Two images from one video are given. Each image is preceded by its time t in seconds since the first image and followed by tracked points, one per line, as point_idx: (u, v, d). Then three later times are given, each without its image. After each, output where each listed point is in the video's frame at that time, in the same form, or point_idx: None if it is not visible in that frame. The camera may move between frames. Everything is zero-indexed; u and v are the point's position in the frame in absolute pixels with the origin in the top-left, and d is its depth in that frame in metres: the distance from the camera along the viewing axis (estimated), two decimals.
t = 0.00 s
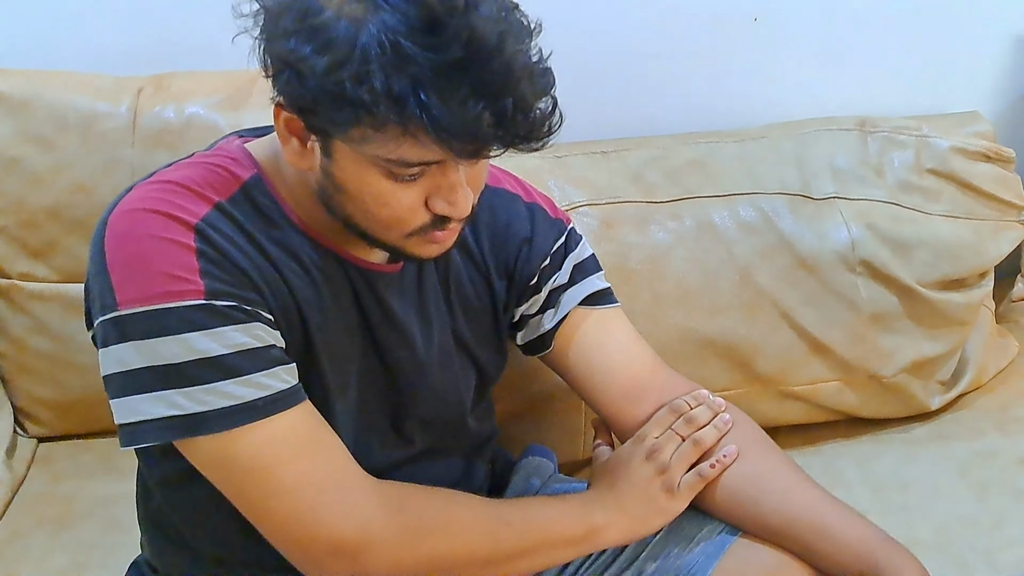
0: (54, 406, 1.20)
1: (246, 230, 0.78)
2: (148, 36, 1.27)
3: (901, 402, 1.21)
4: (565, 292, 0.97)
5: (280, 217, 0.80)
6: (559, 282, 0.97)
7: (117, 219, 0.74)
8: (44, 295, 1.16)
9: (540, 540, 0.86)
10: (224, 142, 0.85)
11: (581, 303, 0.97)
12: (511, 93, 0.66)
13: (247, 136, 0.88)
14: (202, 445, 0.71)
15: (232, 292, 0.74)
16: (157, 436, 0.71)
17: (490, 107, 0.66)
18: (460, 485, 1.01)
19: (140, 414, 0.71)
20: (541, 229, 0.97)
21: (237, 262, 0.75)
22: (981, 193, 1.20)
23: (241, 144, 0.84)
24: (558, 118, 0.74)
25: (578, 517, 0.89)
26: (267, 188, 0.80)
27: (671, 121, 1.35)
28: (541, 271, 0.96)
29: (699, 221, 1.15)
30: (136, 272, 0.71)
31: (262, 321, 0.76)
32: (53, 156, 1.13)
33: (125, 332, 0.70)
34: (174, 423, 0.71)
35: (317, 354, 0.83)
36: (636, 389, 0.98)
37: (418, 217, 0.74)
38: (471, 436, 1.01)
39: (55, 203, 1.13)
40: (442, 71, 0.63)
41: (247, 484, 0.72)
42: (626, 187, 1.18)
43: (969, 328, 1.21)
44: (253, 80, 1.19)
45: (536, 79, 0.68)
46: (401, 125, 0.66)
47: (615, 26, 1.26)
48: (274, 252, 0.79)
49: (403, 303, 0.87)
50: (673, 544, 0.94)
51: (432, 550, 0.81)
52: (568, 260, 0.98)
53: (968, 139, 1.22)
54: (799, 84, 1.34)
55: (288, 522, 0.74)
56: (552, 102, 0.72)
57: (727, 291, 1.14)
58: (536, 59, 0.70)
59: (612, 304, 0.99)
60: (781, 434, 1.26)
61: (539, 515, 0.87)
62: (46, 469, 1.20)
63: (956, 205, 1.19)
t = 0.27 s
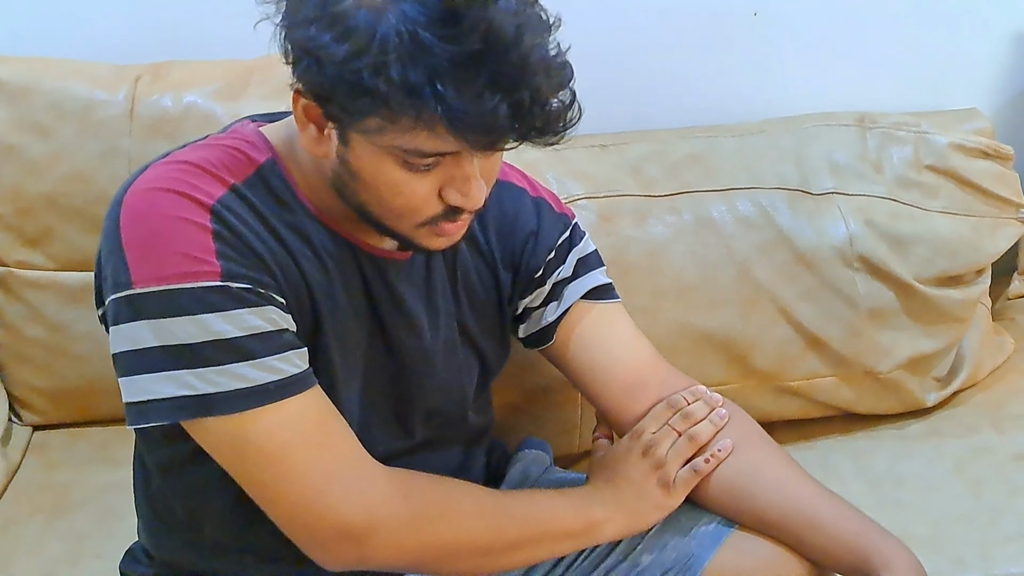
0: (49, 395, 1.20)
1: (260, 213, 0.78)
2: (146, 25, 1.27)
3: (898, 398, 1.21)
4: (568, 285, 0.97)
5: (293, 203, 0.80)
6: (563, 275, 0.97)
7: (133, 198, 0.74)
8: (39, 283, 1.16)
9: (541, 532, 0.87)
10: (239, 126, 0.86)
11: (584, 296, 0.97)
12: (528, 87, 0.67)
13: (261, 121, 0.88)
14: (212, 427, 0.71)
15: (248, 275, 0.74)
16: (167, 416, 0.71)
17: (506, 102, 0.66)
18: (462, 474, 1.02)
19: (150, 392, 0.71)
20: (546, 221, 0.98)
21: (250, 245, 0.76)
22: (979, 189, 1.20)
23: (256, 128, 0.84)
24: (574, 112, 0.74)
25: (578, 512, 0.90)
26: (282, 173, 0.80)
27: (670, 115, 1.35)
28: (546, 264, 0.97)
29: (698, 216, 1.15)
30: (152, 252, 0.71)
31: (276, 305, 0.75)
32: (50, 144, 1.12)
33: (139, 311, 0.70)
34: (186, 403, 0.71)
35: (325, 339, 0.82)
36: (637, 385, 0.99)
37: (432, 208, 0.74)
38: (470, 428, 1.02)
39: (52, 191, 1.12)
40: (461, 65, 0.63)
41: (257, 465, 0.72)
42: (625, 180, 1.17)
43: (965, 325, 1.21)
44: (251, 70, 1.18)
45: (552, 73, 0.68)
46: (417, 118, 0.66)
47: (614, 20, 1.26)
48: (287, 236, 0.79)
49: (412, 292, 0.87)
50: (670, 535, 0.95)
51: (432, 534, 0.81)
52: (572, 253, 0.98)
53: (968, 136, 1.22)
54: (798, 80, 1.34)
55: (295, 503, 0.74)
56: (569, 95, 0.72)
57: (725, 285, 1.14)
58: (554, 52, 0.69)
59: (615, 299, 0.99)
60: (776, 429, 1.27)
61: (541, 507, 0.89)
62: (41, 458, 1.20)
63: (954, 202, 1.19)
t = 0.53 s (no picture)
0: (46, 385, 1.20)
1: (274, 198, 0.79)
2: (146, 17, 1.27)
3: (894, 393, 1.21)
4: (568, 282, 0.98)
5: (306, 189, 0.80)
6: (564, 272, 0.98)
7: (147, 179, 0.75)
8: (37, 273, 1.16)
9: (535, 522, 0.88)
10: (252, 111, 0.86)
11: (582, 294, 0.98)
12: (554, 88, 0.67)
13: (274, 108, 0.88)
14: (221, 407, 0.72)
15: (262, 259, 0.74)
16: (177, 395, 0.72)
17: (533, 100, 0.66)
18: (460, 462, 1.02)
19: (158, 370, 0.72)
20: (550, 219, 0.99)
21: (263, 228, 0.76)
22: (978, 185, 1.20)
23: (270, 114, 0.84)
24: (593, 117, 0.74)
25: (570, 502, 0.91)
26: (296, 158, 0.80)
27: (669, 110, 1.34)
28: (549, 261, 0.97)
29: (695, 210, 1.15)
30: (167, 232, 0.72)
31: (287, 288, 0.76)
32: (48, 134, 1.12)
33: (149, 291, 0.71)
34: (193, 383, 0.71)
35: (332, 325, 0.82)
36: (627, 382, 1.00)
37: (449, 201, 0.74)
38: (467, 420, 1.02)
39: (49, 181, 1.13)
40: (491, 61, 0.64)
41: (263, 448, 0.73)
42: (623, 174, 1.17)
43: (963, 321, 1.21)
44: (249, 62, 1.18)
45: (576, 75, 0.68)
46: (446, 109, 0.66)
47: (614, 14, 1.26)
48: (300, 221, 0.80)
49: (419, 282, 0.88)
50: (664, 526, 0.95)
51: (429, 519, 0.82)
52: (573, 251, 0.99)
53: (967, 132, 1.22)
54: (798, 75, 1.33)
55: (299, 487, 0.75)
56: (589, 100, 0.72)
57: (722, 280, 1.14)
58: (578, 54, 0.69)
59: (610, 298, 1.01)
60: (772, 423, 1.27)
61: (539, 497, 0.89)
62: (37, 448, 1.20)
63: (953, 198, 1.18)
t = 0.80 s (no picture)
0: None
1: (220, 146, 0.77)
2: None
3: (840, 344, 1.23)
4: (522, 239, 0.98)
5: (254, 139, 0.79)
6: (518, 230, 0.98)
7: (88, 124, 0.73)
8: None
9: (488, 473, 0.89)
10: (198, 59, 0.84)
11: (537, 251, 0.99)
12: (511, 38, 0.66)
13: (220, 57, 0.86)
14: (169, 357, 0.71)
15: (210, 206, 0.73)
16: (123, 344, 0.70)
17: (489, 49, 0.65)
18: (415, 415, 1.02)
19: (103, 321, 0.70)
20: (504, 176, 0.99)
21: (210, 175, 0.75)
22: (924, 139, 1.21)
23: (216, 62, 0.83)
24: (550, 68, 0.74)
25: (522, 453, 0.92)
26: (243, 106, 0.79)
27: (620, 66, 1.33)
28: (504, 218, 0.98)
29: (645, 164, 1.15)
30: (109, 175, 0.70)
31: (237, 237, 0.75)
32: None
33: (92, 237, 0.69)
34: (142, 331, 0.70)
35: (281, 280, 0.81)
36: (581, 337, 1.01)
37: (404, 154, 0.73)
38: (420, 376, 1.02)
39: None
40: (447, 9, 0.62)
41: (215, 392, 0.72)
42: (573, 129, 1.17)
43: (908, 273, 1.23)
44: (189, 15, 1.15)
45: (533, 24, 0.68)
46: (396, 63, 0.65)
47: None
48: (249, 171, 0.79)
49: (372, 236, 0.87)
50: (613, 477, 0.96)
51: (386, 470, 0.82)
52: (526, 209, 0.99)
53: (914, 87, 1.23)
54: (748, 30, 1.33)
55: (254, 435, 0.74)
56: (546, 48, 0.72)
57: (672, 234, 1.14)
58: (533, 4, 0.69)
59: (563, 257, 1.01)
60: (722, 377, 1.29)
61: (494, 448, 0.90)
62: None
63: (899, 150, 1.19)
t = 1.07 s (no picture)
0: None
1: (216, 137, 0.78)
2: None
3: (826, 336, 1.24)
4: (518, 241, 0.99)
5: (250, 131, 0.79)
6: (514, 230, 0.99)
7: (86, 117, 0.73)
8: None
9: (478, 461, 0.89)
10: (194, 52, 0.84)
11: (533, 254, 1.00)
12: (497, 51, 0.66)
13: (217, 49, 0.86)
14: (166, 348, 0.71)
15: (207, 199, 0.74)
16: (120, 335, 0.70)
17: (475, 64, 0.65)
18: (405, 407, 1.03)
19: (101, 312, 0.70)
20: (498, 174, 0.99)
21: (207, 167, 0.75)
22: (908, 133, 1.22)
23: (211, 54, 0.83)
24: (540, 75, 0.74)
25: (508, 441, 0.92)
26: (238, 99, 0.79)
27: (609, 58, 1.34)
28: (498, 217, 0.98)
29: (632, 156, 1.16)
30: (107, 169, 0.70)
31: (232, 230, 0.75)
32: None
33: (91, 229, 0.70)
34: (139, 323, 0.70)
35: (274, 273, 0.82)
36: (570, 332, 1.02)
37: (397, 159, 0.73)
38: (410, 368, 1.02)
39: None
40: (432, 23, 0.63)
41: (215, 386, 0.73)
42: (561, 121, 1.18)
43: (893, 266, 1.24)
44: (181, 4, 1.16)
45: (522, 32, 0.68)
46: (382, 78, 0.65)
47: None
48: (241, 164, 0.79)
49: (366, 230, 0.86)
50: (599, 466, 0.96)
51: (378, 461, 0.82)
52: (522, 209, 0.99)
53: (898, 81, 1.24)
54: (735, 23, 1.34)
55: (250, 426, 0.75)
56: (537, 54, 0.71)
57: (658, 225, 1.15)
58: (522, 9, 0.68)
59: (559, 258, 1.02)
60: (709, 368, 1.29)
61: (480, 438, 0.91)
62: None
63: (883, 144, 1.20)
